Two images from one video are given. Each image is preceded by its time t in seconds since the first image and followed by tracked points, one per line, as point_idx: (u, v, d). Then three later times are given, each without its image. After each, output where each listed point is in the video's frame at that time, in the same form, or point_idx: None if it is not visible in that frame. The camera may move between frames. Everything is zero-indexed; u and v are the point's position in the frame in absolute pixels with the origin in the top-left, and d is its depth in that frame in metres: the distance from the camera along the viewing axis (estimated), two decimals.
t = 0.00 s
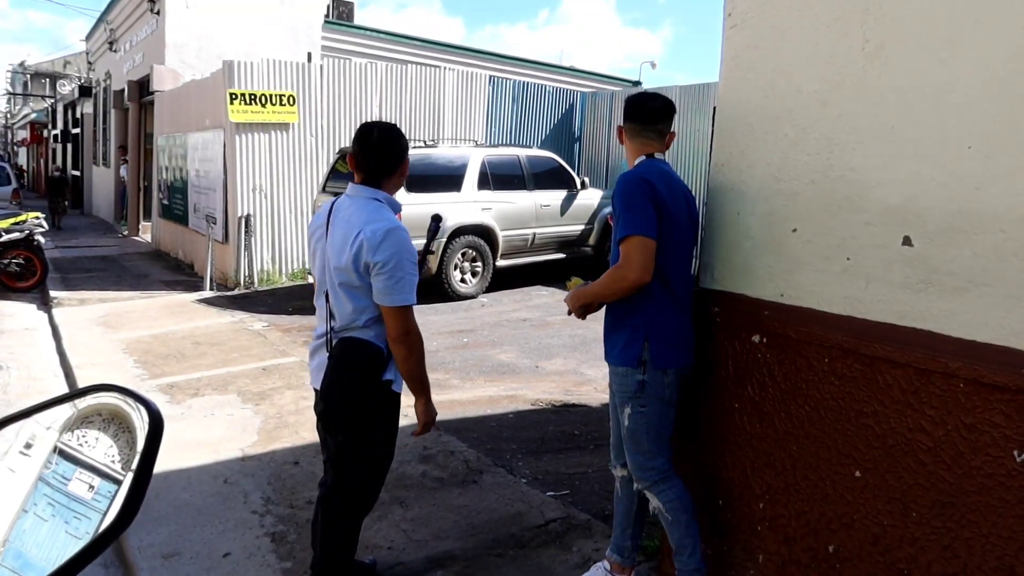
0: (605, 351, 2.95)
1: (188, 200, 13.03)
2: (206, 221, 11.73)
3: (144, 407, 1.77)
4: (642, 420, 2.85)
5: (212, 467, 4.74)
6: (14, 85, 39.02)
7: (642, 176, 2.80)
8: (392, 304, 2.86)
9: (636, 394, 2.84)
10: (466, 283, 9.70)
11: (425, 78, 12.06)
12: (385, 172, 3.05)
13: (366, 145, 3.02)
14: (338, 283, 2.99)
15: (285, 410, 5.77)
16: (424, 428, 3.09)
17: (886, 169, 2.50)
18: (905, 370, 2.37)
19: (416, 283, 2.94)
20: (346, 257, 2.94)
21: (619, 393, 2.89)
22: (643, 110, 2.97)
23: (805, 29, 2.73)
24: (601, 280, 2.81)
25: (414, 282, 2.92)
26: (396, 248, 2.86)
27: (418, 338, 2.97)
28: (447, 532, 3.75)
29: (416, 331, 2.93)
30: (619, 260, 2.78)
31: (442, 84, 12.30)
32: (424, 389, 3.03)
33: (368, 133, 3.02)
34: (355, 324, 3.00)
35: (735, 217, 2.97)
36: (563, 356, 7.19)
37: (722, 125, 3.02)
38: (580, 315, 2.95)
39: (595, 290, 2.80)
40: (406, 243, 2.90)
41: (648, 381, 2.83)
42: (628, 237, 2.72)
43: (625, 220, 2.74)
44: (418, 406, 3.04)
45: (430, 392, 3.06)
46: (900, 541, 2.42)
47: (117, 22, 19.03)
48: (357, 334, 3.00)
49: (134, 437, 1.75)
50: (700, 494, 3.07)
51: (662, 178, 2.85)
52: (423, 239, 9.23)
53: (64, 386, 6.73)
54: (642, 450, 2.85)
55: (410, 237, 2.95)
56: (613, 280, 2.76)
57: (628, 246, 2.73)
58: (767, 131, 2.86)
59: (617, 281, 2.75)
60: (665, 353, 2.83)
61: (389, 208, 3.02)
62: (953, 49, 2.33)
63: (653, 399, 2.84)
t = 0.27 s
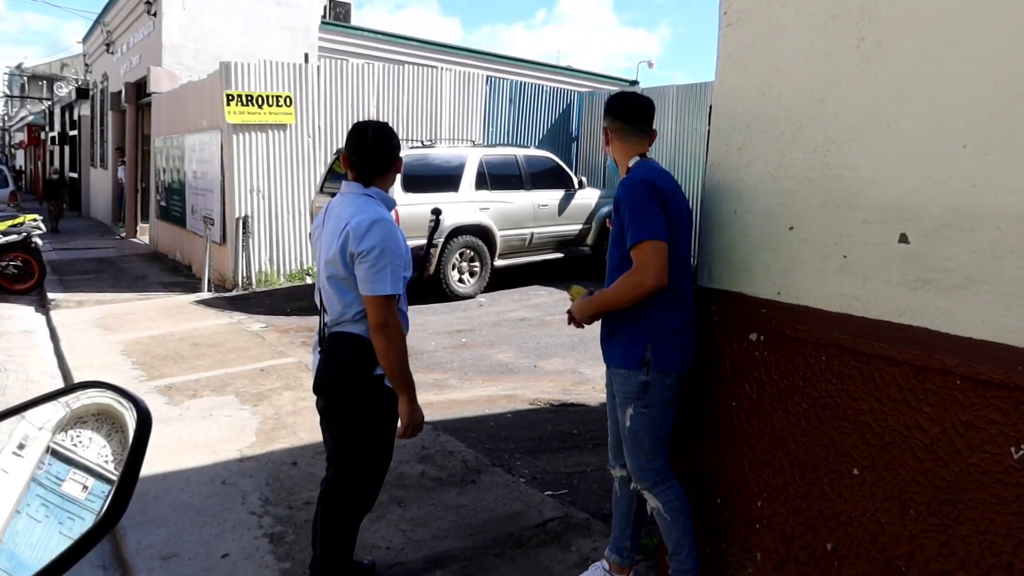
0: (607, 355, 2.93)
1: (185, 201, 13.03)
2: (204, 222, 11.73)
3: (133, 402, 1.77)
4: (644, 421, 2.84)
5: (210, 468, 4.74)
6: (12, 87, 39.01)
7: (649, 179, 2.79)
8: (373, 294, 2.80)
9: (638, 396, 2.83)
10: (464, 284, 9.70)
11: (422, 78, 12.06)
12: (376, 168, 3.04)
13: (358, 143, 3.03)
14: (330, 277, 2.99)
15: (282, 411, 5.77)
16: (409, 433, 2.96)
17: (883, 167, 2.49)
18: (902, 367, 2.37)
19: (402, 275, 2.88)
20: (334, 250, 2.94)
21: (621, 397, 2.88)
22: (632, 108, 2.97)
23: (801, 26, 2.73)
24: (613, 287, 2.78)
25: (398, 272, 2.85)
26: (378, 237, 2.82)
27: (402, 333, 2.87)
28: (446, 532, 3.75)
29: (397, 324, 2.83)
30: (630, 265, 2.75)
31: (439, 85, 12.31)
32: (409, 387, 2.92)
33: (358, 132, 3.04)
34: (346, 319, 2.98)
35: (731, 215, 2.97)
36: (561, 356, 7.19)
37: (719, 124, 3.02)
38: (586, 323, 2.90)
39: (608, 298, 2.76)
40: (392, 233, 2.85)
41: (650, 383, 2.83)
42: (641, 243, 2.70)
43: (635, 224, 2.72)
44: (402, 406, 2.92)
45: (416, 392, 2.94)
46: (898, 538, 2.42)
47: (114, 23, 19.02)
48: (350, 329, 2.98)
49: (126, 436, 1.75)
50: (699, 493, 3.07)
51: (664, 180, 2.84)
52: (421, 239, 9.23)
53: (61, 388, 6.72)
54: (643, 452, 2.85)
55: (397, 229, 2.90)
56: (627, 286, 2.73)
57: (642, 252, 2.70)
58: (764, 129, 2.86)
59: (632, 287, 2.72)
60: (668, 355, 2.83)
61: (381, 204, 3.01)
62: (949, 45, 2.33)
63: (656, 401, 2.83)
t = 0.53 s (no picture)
0: (614, 358, 2.88)
1: (184, 202, 13.04)
2: (203, 223, 11.72)
3: (128, 403, 1.76)
4: (650, 422, 2.83)
5: (210, 469, 4.74)
6: (12, 89, 39.02)
7: (661, 178, 2.74)
8: (372, 289, 2.80)
9: (645, 396, 2.82)
10: (464, 283, 9.70)
11: (421, 79, 12.06)
12: (376, 168, 3.04)
13: (359, 141, 3.03)
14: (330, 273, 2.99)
15: (282, 411, 5.77)
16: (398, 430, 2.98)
17: (881, 165, 2.49)
18: (901, 366, 2.37)
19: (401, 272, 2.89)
20: (335, 246, 2.94)
21: (626, 398, 2.86)
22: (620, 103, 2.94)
23: (800, 25, 2.73)
24: (631, 290, 2.71)
25: (399, 269, 2.86)
26: (379, 233, 2.84)
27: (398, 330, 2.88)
28: (446, 532, 3.75)
29: (394, 321, 2.84)
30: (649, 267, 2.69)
31: (438, 85, 12.31)
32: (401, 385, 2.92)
33: (357, 131, 3.05)
34: (345, 315, 2.98)
35: (730, 214, 2.97)
36: (560, 355, 7.18)
37: (718, 123, 3.02)
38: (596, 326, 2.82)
39: (629, 303, 2.70)
40: (393, 230, 2.87)
41: (658, 384, 2.81)
42: (661, 244, 2.64)
43: (652, 226, 2.67)
44: (393, 403, 2.93)
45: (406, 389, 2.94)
46: (898, 537, 2.42)
47: (113, 24, 19.02)
48: (350, 324, 2.98)
49: (124, 437, 1.75)
50: (699, 492, 3.07)
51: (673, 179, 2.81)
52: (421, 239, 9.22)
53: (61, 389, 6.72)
54: (648, 453, 2.83)
55: (397, 227, 2.91)
56: (647, 289, 2.67)
57: (663, 253, 2.64)
58: (763, 128, 2.86)
59: (652, 289, 2.66)
60: (673, 356, 2.82)
61: (383, 203, 3.01)
62: (948, 43, 2.32)
63: (663, 401, 2.82)
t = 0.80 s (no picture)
0: (626, 358, 2.85)
1: (185, 202, 13.05)
2: (204, 223, 11.72)
3: (129, 401, 1.77)
4: (657, 422, 2.81)
5: (212, 468, 4.74)
6: (12, 89, 39.03)
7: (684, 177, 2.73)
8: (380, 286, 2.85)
9: (656, 396, 2.80)
10: (465, 282, 9.70)
11: (421, 78, 12.06)
12: (374, 166, 3.04)
13: (357, 141, 3.02)
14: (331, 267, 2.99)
15: (283, 410, 5.77)
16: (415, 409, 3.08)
17: (882, 162, 2.49)
18: (902, 363, 2.37)
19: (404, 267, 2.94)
20: (337, 241, 2.95)
21: (635, 398, 2.85)
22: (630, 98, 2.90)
23: (800, 23, 2.73)
24: (665, 290, 2.67)
25: (403, 264, 2.90)
26: (383, 229, 2.87)
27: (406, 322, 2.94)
28: (447, 530, 3.75)
29: (403, 314, 2.90)
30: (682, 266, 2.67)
31: (439, 84, 12.30)
32: (414, 370, 3.00)
33: (355, 130, 3.04)
34: (344, 309, 2.99)
35: (731, 211, 2.97)
36: (561, 354, 7.18)
37: (719, 121, 3.02)
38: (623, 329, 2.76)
39: (662, 306, 2.67)
40: (395, 226, 2.90)
41: (670, 383, 2.80)
42: (696, 243, 2.63)
43: (684, 227, 2.65)
44: (408, 386, 3.03)
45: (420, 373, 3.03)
46: (899, 535, 2.42)
47: (113, 25, 19.03)
48: (350, 320, 2.98)
49: (125, 435, 1.75)
50: (701, 490, 3.07)
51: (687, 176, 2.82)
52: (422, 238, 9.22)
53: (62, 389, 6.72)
54: (647, 452, 2.83)
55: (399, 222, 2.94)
56: (682, 288, 2.64)
57: (698, 252, 2.63)
58: (763, 126, 2.85)
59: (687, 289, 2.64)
60: (686, 354, 2.82)
61: (383, 200, 3.03)
62: (948, 41, 2.32)
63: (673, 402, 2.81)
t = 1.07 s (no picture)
0: (636, 359, 2.83)
1: (185, 199, 13.04)
2: (203, 220, 11.72)
3: (130, 397, 1.77)
4: (663, 425, 2.81)
5: (212, 465, 4.74)
6: (12, 86, 38.99)
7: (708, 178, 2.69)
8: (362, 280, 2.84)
9: (666, 401, 2.79)
10: (464, 280, 9.71)
11: (421, 75, 12.05)
12: (359, 161, 3.03)
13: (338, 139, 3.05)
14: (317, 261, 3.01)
15: (283, 408, 5.77)
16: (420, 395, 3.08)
17: (882, 161, 2.49)
18: (902, 361, 2.37)
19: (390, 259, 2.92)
20: (322, 235, 2.97)
21: (643, 400, 2.83)
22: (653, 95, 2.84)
23: (800, 21, 2.73)
24: (685, 292, 2.65)
25: (387, 256, 2.89)
26: (363, 223, 2.85)
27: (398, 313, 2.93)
28: (447, 528, 3.75)
29: (392, 305, 2.89)
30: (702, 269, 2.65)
31: (439, 81, 12.29)
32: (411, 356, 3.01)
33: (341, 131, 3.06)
34: (330, 303, 3.00)
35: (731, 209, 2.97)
36: (561, 352, 7.18)
37: (718, 119, 3.02)
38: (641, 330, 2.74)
39: (678, 309, 2.65)
40: (375, 220, 2.87)
41: (679, 388, 2.79)
42: (718, 246, 2.60)
43: (705, 232, 2.62)
44: (409, 372, 3.03)
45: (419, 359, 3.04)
46: (899, 533, 2.42)
47: (113, 22, 19.02)
48: (335, 313, 2.99)
49: (126, 432, 1.75)
50: (700, 487, 3.07)
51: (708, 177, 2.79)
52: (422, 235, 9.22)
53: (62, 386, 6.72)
54: (653, 454, 2.83)
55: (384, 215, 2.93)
56: (704, 292, 2.62)
57: (719, 256, 2.60)
58: (763, 124, 2.85)
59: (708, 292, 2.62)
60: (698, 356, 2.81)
61: (369, 194, 3.01)
62: (949, 38, 2.32)
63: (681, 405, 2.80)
